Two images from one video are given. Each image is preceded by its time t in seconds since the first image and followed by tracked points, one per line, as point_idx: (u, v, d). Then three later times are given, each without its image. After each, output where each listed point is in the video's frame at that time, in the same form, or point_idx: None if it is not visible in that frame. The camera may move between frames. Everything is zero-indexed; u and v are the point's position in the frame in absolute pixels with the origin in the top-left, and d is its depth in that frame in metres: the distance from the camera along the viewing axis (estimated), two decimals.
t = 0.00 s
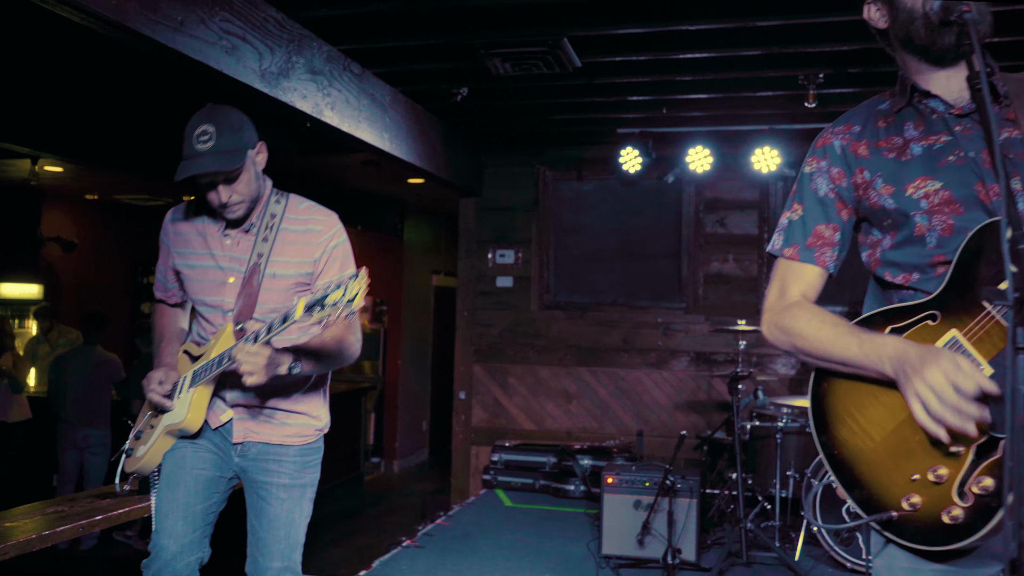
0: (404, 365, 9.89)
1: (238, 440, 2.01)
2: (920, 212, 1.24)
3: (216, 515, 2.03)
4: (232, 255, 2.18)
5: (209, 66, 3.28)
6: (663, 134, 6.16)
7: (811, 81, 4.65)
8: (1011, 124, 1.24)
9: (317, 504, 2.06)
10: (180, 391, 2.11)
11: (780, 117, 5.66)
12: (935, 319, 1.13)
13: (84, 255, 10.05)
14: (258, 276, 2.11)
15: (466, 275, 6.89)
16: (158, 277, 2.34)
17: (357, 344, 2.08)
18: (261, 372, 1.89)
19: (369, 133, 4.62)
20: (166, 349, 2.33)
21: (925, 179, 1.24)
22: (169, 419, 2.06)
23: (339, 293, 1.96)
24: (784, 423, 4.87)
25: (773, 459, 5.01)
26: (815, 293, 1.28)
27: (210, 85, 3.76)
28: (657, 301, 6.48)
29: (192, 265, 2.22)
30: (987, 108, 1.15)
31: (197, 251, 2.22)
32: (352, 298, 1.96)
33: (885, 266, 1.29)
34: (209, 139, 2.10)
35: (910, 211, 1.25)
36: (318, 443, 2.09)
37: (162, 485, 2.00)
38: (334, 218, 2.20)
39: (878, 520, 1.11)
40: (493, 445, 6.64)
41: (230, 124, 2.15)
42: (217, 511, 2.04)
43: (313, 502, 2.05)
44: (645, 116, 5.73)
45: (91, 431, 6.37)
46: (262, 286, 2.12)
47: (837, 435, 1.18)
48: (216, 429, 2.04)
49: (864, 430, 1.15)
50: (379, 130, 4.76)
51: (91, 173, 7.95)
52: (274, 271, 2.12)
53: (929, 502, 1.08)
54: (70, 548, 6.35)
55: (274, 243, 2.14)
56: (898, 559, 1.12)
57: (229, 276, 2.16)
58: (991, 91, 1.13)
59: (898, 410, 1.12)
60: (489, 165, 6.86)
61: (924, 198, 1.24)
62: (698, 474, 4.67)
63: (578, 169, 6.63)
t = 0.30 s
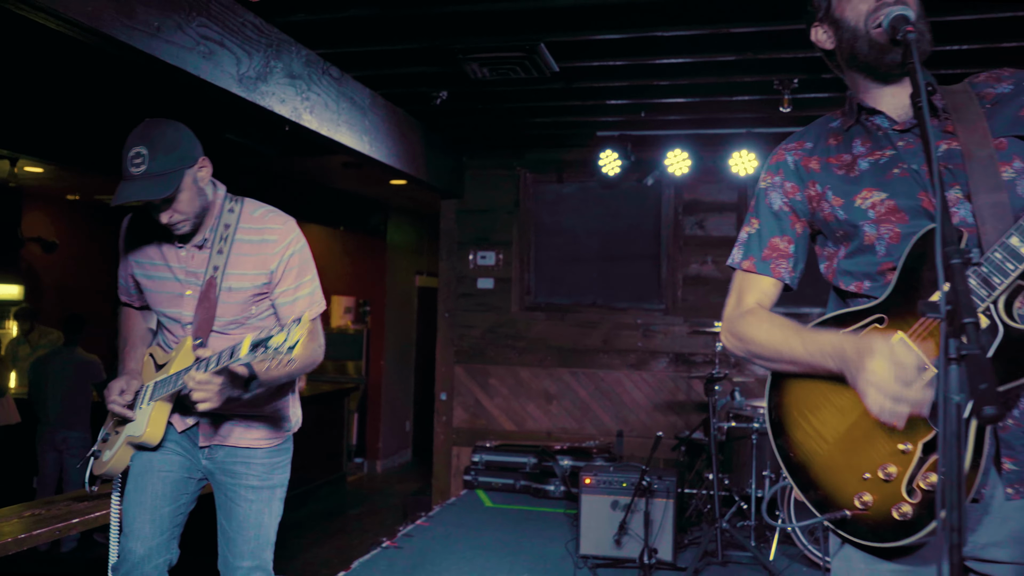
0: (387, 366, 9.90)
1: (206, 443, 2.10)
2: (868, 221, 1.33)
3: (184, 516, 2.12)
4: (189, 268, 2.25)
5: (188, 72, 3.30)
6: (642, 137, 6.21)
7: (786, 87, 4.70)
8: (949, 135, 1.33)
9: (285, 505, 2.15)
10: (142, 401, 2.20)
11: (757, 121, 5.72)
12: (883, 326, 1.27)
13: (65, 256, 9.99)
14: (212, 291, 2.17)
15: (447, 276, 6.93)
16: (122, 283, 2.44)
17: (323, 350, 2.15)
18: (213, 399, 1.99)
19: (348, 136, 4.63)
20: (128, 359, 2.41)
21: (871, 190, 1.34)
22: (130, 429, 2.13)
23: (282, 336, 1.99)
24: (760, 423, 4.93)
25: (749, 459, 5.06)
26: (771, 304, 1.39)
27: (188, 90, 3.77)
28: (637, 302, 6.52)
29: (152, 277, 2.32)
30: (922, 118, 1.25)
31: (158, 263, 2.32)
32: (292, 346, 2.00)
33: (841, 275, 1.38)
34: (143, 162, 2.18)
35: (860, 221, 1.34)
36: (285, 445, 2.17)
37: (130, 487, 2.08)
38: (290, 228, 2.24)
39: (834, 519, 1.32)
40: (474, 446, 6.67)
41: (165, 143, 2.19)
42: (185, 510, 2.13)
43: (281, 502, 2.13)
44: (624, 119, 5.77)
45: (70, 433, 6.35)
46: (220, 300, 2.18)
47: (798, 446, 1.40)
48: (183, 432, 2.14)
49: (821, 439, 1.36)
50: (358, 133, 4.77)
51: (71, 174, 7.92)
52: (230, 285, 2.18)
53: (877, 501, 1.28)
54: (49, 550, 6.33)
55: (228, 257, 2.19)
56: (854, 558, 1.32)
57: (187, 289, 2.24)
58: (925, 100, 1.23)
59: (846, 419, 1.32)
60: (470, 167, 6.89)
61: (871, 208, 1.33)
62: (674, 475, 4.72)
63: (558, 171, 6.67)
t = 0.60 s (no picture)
0: (369, 367, 9.90)
1: (172, 446, 2.17)
2: (818, 240, 1.43)
3: (151, 519, 2.20)
4: (145, 269, 2.32)
5: (164, 77, 3.30)
6: (620, 140, 6.25)
7: (762, 91, 4.73)
8: (896, 156, 1.41)
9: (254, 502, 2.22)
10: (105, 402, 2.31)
11: (735, 124, 5.76)
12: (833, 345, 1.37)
13: (44, 257, 9.92)
14: (171, 291, 2.25)
15: (427, 278, 6.95)
16: (77, 286, 2.50)
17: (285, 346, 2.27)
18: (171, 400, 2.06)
19: (326, 139, 4.63)
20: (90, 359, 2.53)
21: (820, 211, 1.44)
22: (94, 432, 2.21)
23: (236, 338, 2.08)
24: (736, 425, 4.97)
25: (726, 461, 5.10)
26: (726, 320, 1.51)
27: (164, 94, 3.76)
28: (616, 304, 6.56)
29: (108, 279, 2.39)
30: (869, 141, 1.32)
31: (113, 263, 2.39)
32: (246, 349, 2.07)
33: (791, 292, 1.48)
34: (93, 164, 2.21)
35: (807, 241, 1.44)
36: (253, 444, 2.24)
37: (94, 493, 2.15)
38: (248, 223, 2.31)
39: (785, 536, 1.39)
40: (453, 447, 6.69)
41: (114, 145, 2.23)
42: (152, 514, 2.21)
43: (251, 499, 2.21)
44: (603, 123, 5.80)
45: (47, 435, 6.32)
46: (179, 300, 2.27)
47: (754, 461, 1.48)
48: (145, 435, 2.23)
49: (774, 455, 1.44)
50: (336, 136, 4.77)
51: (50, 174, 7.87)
52: (189, 285, 2.26)
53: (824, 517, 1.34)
54: (27, 553, 6.29)
55: (185, 257, 2.26)
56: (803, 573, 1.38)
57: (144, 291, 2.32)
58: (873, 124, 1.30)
59: (799, 435, 1.40)
60: (451, 169, 6.91)
61: (821, 228, 1.43)
62: (651, 477, 4.75)
63: (538, 173, 6.71)
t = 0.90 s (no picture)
0: (349, 369, 9.91)
1: (150, 456, 2.27)
2: (765, 250, 1.53)
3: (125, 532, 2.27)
4: (137, 274, 2.46)
5: (139, 84, 3.30)
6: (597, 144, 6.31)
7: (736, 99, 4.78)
8: (838, 166, 1.54)
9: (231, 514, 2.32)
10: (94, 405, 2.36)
11: (711, 129, 5.82)
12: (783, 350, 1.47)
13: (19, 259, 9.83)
14: (163, 294, 2.38)
15: (406, 281, 6.97)
16: (66, 298, 2.65)
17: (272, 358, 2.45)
18: (168, 383, 2.15)
19: (303, 145, 4.65)
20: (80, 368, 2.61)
21: (765, 222, 1.55)
22: (82, 434, 2.29)
23: (244, 306, 2.23)
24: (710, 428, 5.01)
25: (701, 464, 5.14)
26: (683, 327, 1.62)
27: (138, 101, 3.75)
28: (593, 307, 6.60)
29: (98, 286, 2.51)
30: (816, 159, 1.40)
31: (104, 270, 2.52)
32: (256, 312, 2.23)
33: (744, 299, 1.57)
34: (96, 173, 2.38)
35: (757, 250, 1.55)
36: (231, 458, 2.35)
37: (72, 504, 2.23)
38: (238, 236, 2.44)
39: (736, 537, 1.44)
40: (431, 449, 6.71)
41: (116, 156, 2.40)
42: (127, 526, 2.28)
43: (226, 513, 2.31)
44: (580, 128, 5.85)
45: (23, 439, 6.28)
46: (170, 304, 2.39)
47: (706, 465, 1.54)
48: (128, 445, 2.31)
49: (726, 458, 1.50)
50: (313, 141, 4.78)
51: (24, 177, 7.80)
52: (181, 290, 2.40)
53: (774, 518, 1.39)
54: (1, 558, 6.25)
55: (178, 262, 2.41)
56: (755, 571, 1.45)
57: (135, 296, 2.44)
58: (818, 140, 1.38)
59: (748, 439, 1.46)
60: (429, 172, 6.93)
61: (767, 237, 1.54)
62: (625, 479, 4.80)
63: (516, 177, 6.75)
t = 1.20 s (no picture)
0: (328, 368, 9.89)
1: (134, 450, 2.35)
2: (723, 260, 1.59)
3: (108, 528, 2.31)
4: (137, 262, 2.57)
5: (112, 84, 3.30)
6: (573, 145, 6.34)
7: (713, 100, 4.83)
8: (793, 178, 1.61)
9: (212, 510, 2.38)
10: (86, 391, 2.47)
11: (686, 130, 5.87)
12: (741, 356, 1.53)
13: None
14: (162, 282, 2.50)
15: (384, 280, 6.98)
16: (62, 288, 2.76)
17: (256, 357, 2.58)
18: (162, 362, 2.27)
19: (280, 145, 4.66)
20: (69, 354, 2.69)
21: (724, 232, 1.60)
22: (75, 418, 2.40)
23: (243, 286, 2.38)
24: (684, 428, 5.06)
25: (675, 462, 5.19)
26: (642, 333, 1.66)
27: (113, 101, 3.74)
28: (570, 306, 6.64)
29: (98, 271, 2.61)
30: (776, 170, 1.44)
31: (104, 257, 2.62)
32: (255, 290, 2.38)
33: (702, 308, 1.63)
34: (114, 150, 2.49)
35: (716, 260, 1.60)
36: (214, 453, 2.42)
37: (56, 499, 2.26)
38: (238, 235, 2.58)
39: (696, 539, 1.48)
40: (409, 448, 6.73)
41: (134, 139, 2.53)
42: (110, 521, 2.32)
43: (208, 508, 2.36)
44: (558, 128, 5.89)
45: None
46: (166, 293, 2.51)
47: (666, 468, 1.57)
48: (112, 440, 2.39)
49: (686, 462, 1.54)
50: (290, 142, 4.79)
51: None
52: (178, 280, 2.52)
53: (732, 519, 1.45)
54: None
55: (178, 253, 2.53)
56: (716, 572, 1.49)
57: (135, 283, 2.55)
58: (777, 149, 1.43)
59: (708, 443, 1.51)
60: (406, 172, 6.94)
61: (725, 248, 1.59)
62: (601, 477, 4.84)
63: (493, 177, 6.77)
